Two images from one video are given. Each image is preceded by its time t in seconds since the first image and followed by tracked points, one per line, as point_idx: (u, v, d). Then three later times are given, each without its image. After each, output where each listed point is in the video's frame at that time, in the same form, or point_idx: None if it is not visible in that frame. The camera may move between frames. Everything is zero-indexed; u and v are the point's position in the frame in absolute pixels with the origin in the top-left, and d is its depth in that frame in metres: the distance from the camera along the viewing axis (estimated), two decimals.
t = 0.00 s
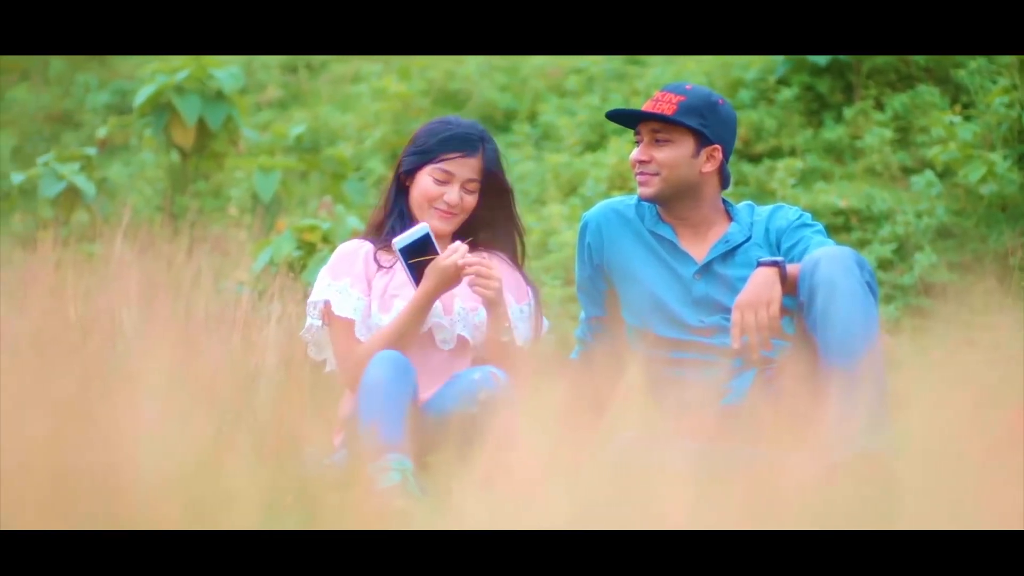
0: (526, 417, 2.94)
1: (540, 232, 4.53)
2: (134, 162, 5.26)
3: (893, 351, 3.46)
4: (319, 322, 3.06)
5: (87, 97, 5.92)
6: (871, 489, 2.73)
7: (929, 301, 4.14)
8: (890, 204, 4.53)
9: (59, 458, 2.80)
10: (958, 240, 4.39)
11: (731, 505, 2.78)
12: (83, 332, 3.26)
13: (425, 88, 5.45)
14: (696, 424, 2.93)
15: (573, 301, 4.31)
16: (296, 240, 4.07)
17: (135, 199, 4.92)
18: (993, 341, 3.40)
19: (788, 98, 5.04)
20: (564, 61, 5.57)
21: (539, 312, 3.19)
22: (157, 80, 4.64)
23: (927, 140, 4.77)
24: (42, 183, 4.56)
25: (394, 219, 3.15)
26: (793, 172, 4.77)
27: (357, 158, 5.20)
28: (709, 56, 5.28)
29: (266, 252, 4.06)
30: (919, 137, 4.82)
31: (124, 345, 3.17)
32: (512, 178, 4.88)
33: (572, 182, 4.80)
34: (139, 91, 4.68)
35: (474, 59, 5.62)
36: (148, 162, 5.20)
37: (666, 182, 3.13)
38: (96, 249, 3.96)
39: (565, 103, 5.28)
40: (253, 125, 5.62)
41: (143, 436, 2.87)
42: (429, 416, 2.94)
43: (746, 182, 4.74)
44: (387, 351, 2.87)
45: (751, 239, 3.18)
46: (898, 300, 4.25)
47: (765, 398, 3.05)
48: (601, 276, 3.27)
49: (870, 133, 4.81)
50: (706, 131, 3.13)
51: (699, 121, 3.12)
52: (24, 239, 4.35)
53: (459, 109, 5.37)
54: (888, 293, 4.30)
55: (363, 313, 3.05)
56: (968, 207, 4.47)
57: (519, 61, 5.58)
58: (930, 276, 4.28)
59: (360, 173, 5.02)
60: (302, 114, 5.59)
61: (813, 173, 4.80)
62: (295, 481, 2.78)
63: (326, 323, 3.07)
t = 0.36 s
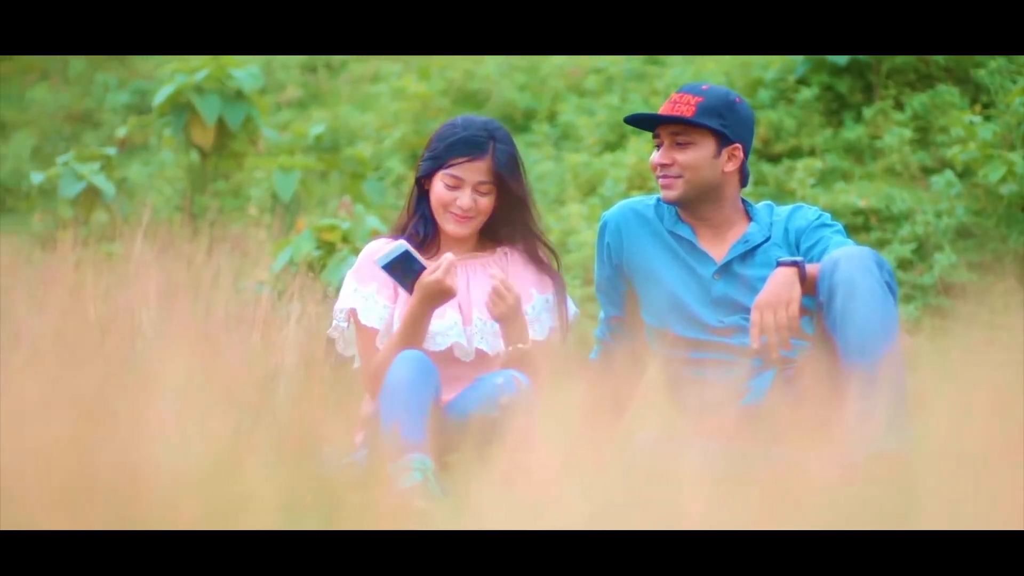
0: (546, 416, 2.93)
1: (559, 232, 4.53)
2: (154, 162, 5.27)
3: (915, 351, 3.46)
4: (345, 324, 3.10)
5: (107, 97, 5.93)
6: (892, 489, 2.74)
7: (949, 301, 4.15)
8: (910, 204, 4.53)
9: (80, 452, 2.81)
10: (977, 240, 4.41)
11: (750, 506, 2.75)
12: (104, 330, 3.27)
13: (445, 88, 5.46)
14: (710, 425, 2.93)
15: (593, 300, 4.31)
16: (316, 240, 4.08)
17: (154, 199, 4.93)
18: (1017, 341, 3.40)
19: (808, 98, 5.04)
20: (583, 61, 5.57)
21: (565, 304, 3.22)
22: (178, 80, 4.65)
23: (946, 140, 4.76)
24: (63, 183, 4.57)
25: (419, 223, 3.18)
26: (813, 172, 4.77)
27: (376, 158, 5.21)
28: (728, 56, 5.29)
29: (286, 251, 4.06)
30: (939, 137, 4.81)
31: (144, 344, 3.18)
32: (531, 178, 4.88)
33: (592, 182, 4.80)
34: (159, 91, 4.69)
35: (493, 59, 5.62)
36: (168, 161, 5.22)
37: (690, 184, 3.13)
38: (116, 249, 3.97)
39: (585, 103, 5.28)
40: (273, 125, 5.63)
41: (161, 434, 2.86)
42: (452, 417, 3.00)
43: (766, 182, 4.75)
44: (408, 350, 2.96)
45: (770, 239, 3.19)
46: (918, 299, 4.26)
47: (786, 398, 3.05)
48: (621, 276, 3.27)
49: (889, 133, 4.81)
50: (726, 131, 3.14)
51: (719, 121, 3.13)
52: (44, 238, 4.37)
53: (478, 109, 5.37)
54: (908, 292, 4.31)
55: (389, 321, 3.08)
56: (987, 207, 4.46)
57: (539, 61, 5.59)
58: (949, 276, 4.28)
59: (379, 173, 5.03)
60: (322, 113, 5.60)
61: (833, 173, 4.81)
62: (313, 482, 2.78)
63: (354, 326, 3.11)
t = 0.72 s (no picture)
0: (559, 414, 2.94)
1: (573, 233, 4.53)
2: (167, 162, 5.28)
3: (930, 352, 3.45)
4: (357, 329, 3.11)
5: (120, 98, 5.94)
6: (905, 490, 2.75)
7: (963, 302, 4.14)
8: (923, 204, 4.53)
9: (94, 452, 2.80)
10: (991, 240, 4.41)
11: (767, 507, 2.73)
12: (118, 330, 3.27)
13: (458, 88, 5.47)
14: (728, 425, 2.89)
15: (606, 301, 4.31)
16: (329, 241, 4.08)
17: (167, 199, 4.94)
18: None
19: (821, 99, 5.04)
20: (597, 61, 5.57)
21: (576, 314, 3.17)
22: (191, 81, 4.65)
23: (960, 141, 4.75)
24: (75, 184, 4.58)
25: (437, 223, 3.13)
26: (826, 173, 4.77)
27: (389, 159, 5.22)
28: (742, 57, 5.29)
29: (300, 252, 4.06)
30: (952, 137, 4.81)
31: (159, 344, 3.18)
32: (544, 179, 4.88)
33: (605, 183, 4.80)
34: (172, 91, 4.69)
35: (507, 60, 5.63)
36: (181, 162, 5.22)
37: (715, 192, 3.14)
38: (130, 250, 3.98)
39: (598, 103, 5.28)
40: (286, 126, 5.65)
41: (171, 435, 2.85)
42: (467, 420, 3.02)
43: (779, 183, 4.75)
44: (422, 353, 2.96)
45: (784, 240, 3.20)
46: (931, 300, 4.26)
47: (798, 398, 3.06)
48: (634, 277, 3.30)
49: (903, 133, 4.81)
50: (745, 134, 3.14)
51: (738, 126, 3.13)
52: (57, 238, 4.37)
53: (491, 110, 5.38)
54: (921, 293, 4.31)
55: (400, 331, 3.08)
56: (1001, 207, 4.46)
57: (552, 62, 5.59)
58: (963, 277, 4.27)
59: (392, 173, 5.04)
60: (336, 114, 5.60)
61: (846, 174, 4.81)
62: (325, 480, 2.79)
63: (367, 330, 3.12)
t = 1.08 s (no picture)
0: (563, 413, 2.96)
1: (570, 237, 4.53)
2: (165, 167, 5.28)
3: (926, 355, 3.46)
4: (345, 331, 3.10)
5: (117, 101, 5.94)
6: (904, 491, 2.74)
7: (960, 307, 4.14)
8: (921, 209, 4.53)
9: (94, 451, 2.80)
10: (989, 245, 4.41)
11: (767, 507, 2.76)
12: (116, 335, 3.27)
13: (456, 93, 5.48)
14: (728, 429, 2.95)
15: (603, 305, 4.31)
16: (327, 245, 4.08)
17: (165, 203, 4.94)
18: None
19: (819, 103, 5.03)
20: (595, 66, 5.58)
21: (565, 329, 3.16)
22: (189, 85, 4.65)
23: (958, 145, 4.76)
24: (74, 188, 4.58)
25: (439, 229, 3.12)
26: (824, 177, 4.77)
27: (387, 163, 5.22)
28: (740, 61, 5.29)
29: (297, 256, 4.06)
30: (950, 142, 4.81)
31: (158, 349, 3.18)
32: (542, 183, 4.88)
33: (602, 187, 4.80)
34: (170, 95, 4.69)
35: (505, 64, 5.63)
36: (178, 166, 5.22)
37: (743, 211, 3.11)
38: (127, 254, 3.98)
39: (596, 107, 5.29)
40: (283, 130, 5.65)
41: (172, 436, 2.86)
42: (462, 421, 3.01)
43: (777, 187, 4.75)
44: (418, 358, 2.95)
45: (781, 240, 3.19)
46: (929, 304, 4.26)
47: (797, 402, 3.06)
48: (633, 281, 3.29)
49: (901, 138, 4.80)
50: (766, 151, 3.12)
51: (762, 144, 3.10)
52: (55, 243, 4.37)
53: (488, 114, 5.39)
54: (919, 298, 4.30)
55: (387, 334, 3.06)
56: (999, 212, 4.45)
57: (550, 66, 5.60)
58: (961, 282, 4.28)
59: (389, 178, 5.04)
60: (333, 118, 5.61)
61: (844, 178, 4.81)
62: (326, 483, 2.79)
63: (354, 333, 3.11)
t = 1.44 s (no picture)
0: (538, 428, 3.00)
1: (552, 241, 4.53)
2: (147, 171, 5.26)
3: (906, 361, 3.46)
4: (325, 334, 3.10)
5: (99, 106, 5.94)
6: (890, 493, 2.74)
7: (941, 310, 4.14)
8: (903, 213, 4.53)
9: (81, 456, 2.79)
10: (970, 248, 4.42)
11: (750, 512, 2.73)
12: (97, 341, 3.26)
13: (438, 97, 5.49)
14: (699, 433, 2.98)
15: (585, 310, 4.31)
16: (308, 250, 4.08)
17: (146, 208, 4.93)
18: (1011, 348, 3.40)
19: (801, 107, 5.03)
20: (577, 71, 5.60)
21: (547, 333, 3.17)
22: (171, 88, 4.65)
23: (939, 149, 4.77)
24: (55, 192, 4.58)
25: (422, 233, 3.12)
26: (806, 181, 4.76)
27: (369, 167, 5.22)
28: (723, 65, 5.29)
29: (278, 260, 4.06)
30: (932, 146, 4.81)
31: (138, 354, 3.17)
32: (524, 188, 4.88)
33: (585, 191, 4.80)
34: (152, 99, 4.69)
35: (487, 69, 5.63)
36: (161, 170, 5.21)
37: (742, 218, 3.10)
38: (109, 259, 3.97)
39: (578, 112, 5.29)
40: (265, 134, 5.65)
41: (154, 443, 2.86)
42: (441, 422, 3.01)
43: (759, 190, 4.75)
44: (398, 360, 2.96)
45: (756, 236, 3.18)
46: (911, 309, 4.23)
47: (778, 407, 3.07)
48: (620, 283, 3.30)
49: (882, 142, 4.81)
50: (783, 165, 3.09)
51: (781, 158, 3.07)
52: (36, 248, 4.36)
53: (471, 118, 5.39)
54: (899, 302, 4.28)
55: (368, 337, 3.07)
56: (981, 216, 4.47)
57: (532, 71, 5.60)
58: (941, 286, 4.27)
59: (372, 182, 5.04)
60: (315, 123, 5.61)
61: (826, 182, 4.80)
62: (306, 490, 2.79)
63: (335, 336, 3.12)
